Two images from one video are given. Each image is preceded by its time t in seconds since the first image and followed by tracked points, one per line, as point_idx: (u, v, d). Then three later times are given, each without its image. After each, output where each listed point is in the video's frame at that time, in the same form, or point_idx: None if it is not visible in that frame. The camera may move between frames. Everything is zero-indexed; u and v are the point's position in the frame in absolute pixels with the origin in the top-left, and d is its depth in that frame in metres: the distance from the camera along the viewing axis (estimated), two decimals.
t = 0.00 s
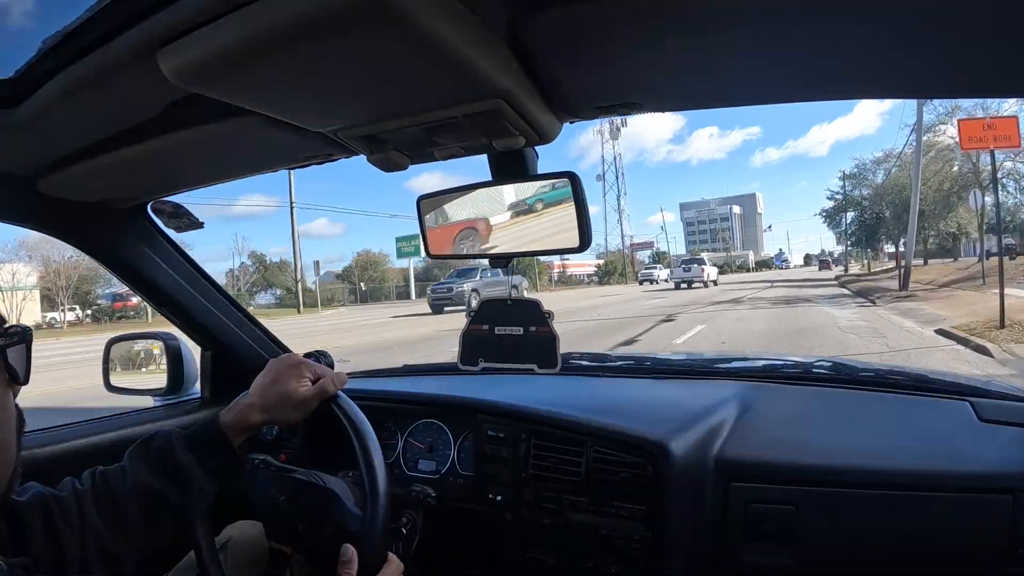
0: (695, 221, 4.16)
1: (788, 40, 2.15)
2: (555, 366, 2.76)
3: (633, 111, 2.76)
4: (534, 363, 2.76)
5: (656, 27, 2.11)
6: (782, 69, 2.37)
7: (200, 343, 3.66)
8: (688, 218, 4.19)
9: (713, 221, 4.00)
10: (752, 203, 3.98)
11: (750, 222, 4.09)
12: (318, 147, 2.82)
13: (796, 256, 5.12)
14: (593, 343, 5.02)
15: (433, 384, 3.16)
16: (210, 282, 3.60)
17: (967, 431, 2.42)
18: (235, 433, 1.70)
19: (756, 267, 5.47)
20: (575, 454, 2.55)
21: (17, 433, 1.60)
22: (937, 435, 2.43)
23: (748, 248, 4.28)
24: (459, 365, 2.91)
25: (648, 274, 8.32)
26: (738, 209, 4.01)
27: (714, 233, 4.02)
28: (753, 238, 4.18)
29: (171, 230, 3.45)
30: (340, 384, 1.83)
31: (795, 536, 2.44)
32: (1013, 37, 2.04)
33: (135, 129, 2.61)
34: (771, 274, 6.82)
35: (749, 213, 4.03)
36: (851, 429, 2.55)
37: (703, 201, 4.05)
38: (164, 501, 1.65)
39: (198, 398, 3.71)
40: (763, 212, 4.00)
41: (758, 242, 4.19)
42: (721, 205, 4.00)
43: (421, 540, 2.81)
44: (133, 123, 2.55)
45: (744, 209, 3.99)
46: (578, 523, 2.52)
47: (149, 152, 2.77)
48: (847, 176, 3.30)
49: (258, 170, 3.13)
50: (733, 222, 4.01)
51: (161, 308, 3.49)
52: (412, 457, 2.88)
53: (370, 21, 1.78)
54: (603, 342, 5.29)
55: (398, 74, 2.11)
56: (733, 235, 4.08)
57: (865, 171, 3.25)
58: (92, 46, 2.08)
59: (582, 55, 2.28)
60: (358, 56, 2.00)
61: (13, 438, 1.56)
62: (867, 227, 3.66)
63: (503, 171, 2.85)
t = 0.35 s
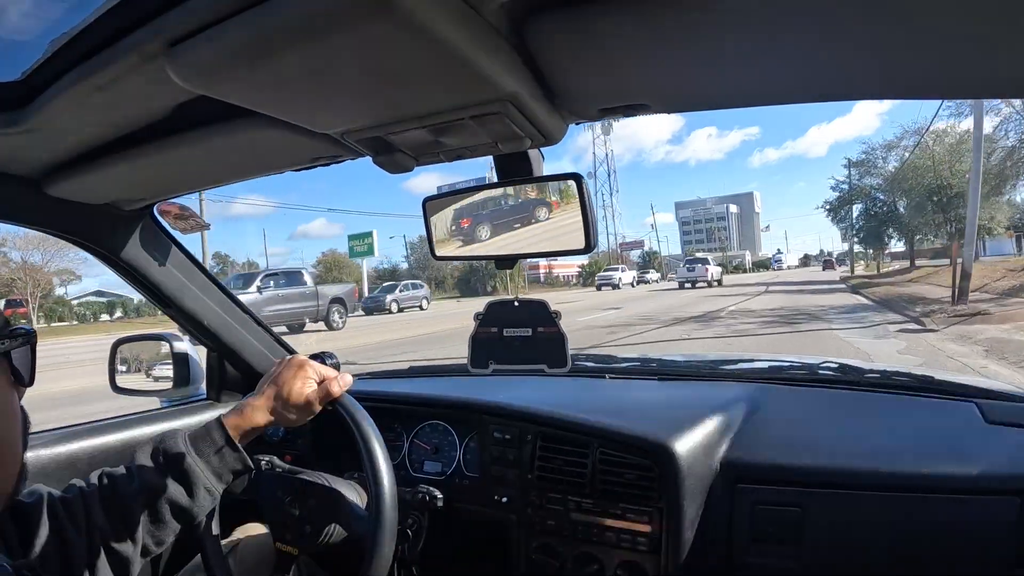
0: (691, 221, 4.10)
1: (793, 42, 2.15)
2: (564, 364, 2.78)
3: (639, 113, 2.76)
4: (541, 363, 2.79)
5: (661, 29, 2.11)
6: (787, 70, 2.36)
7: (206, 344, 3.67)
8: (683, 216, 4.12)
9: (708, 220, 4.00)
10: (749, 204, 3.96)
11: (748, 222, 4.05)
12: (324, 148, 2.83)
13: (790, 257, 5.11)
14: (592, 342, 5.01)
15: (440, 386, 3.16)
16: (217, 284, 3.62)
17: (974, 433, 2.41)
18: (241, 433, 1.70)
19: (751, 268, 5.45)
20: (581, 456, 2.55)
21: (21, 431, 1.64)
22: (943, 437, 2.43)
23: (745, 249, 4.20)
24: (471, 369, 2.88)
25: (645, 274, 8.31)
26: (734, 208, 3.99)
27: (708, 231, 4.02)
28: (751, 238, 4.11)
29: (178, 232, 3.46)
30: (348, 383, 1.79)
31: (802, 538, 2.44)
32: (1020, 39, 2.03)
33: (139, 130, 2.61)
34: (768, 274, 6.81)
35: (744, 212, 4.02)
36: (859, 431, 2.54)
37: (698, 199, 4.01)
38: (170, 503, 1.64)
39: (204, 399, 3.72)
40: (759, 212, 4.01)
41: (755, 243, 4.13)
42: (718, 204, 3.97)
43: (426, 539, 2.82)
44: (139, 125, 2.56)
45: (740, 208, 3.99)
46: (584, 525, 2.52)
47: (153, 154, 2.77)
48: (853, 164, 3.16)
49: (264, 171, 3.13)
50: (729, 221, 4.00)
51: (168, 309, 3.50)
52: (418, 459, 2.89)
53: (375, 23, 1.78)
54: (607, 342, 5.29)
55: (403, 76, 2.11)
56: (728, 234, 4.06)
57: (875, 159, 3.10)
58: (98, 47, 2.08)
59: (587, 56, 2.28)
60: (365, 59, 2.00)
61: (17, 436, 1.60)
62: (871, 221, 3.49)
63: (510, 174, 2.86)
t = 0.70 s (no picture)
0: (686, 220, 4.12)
1: (798, 40, 2.14)
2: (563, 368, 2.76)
3: (644, 111, 2.75)
4: (540, 364, 2.76)
5: (666, 27, 2.11)
6: (792, 69, 2.36)
7: (212, 343, 3.68)
8: (679, 215, 4.12)
9: (704, 219, 3.96)
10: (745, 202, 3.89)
11: (744, 220, 4.00)
12: (329, 147, 2.83)
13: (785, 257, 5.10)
14: (592, 341, 5.02)
15: (444, 384, 3.16)
16: (222, 282, 3.62)
17: (980, 432, 2.40)
18: (245, 433, 1.70)
19: (747, 267, 5.45)
20: (586, 456, 2.55)
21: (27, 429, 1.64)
22: (949, 437, 2.41)
23: (742, 248, 4.21)
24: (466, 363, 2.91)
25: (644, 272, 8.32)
26: (730, 207, 3.94)
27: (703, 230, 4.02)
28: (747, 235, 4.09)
29: (183, 230, 3.47)
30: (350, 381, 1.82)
31: (806, 538, 2.43)
32: None
33: (144, 129, 2.62)
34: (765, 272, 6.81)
35: (741, 212, 3.96)
36: (864, 431, 2.53)
37: (693, 199, 3.95)
38: (175, 502, 1.64)
39: (209, 397, 3.73)
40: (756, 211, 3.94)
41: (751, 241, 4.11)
42: (713, 202, 3.92)
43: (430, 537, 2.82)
44: (144, 124, 2.56)
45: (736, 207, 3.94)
46: (588, 525, 2.52)
47: (158, 153, 2.78)
48: (860, 148, 3.14)
49: (269, 170, 3.14)
50: (725, 220, 3.96)
51: (173, 308, 3.51)
52: (423, 458, 2.89)
53: (379, 21, 1.79)
54: (611, 341, 5.29)
55: (408, 74, 2.11)
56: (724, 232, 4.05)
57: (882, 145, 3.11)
58: (103, 47, 2.09)
59: (591, 55, 2.27)
60: (366, 56, 1.99)
61: (21, 434, 1.60)
62: (881, 214, 3.50)
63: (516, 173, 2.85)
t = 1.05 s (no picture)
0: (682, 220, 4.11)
1: (805, 40, 2.14)
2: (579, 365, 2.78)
3: (649, 111, 2.75)
4: (557, 361, 2.76)
5: (673, 27, 2.10)
6: (798, 68, 2.35)
7: (218, 342, 3.69)
8: (673, 215, 4.10)
9: (698, 217, 3.95)
10: (741, 201, 3.87)
11: (740, 219, 3.98)
12: (334, 147, 2.83)
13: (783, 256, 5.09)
14: (594, 341, 5.02)
15: (450, 384, 3.16)
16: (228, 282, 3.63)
17: (986, 432, 2.39)
18: (252, 432, 1.69)
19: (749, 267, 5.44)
20: (592, 455, 2.55)
21: (30, 433, 1.58)
22: (955, 437, 2.41)
23: (737, 248, 4.22)
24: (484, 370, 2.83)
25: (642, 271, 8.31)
26: (726, 206, 3.92)
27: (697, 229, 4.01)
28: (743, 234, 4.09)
29: (189, 230, 3.48)
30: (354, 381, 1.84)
31: (812, 538, 2.43)
32: None
33: (150, 130, 2.62)
34: (763, 271, 6.79)
35: (736, 210, 3.93)
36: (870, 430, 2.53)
37: (688, 198, 3.96)
38: (180, 503, 1.64)
39: (215, 397, 3.74)
40: (752, 211, 3.90)
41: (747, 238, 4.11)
42: (708, 202, 3.90)
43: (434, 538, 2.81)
44: (150, 124, 2.57)
45: (732, 206, 3.91)
46: (594, 524, 2.53)
47: (163, 153, 2.79)
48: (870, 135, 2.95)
49: (274, 170, 3.14)
50: (721, 219, 3.94)
51: (179, 307, 3.52)
52: (429, 458, 2.90)
53: (386, 21, 1.79)
54: (613, 340, 5.28)
55: (414, 74, 2.11)
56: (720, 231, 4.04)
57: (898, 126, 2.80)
58: (110, 47, 2.09)
59: (597, 54, 2.27)
60: (372, 56, 1.99)
61: (20, 439, 1.54)
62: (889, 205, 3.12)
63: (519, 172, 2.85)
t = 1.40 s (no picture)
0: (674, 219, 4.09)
1: (810, 39, 2.14)
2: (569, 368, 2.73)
3: (653, 110, 2.75)
4: (547, 364, 2.72)
5: (678, 26, 2.10)
6: (803, 67, 2.35)
7: (221, 342, 3.70)
8: (666, 213, 4.08)
9: (693, 216, 3.93)
10: (735, 199, 3.95)
11: (734, 217, 4.03)
12: (337, 147, 2.83)
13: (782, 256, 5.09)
14: (595, 340, 5.03)
15: (452, 383, 3.16)
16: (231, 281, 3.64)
17: (990, 432, 2.40)
18: (253, 431, 1.72)
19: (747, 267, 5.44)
20: (595, 454, 2.55)
21: (34, 427, 1.60)
22: (959, 436, 2.41)
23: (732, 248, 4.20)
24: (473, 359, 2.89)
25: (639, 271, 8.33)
26: (720, 204, 3.96)
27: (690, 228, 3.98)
28: (739, 235, 4.09)
29: (193, 229, 3.49)
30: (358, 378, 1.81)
31: (816, 538, 2.43)
32: None
33: (154, 129, 2.62)
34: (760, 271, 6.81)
35: (731, 208, 3.99)
36: (873, 430, 2.52)
37: (681, 197, 3.94)
38: (184, 502, 1.64)
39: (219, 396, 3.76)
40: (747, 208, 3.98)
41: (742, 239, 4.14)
42: (702, 201, 3.92)
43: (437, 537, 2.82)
44: (154, 124, 2.57)
45: (726, 204, 3.97)
46: (598, 524, 2.53)
47: (167, 152, 2.79)
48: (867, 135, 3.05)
49: (277, 170, 3.15)
50: (716, 217, 3.97)
51: (182, 307, 3.53)
52: (432, 457, 2.90)
53: (392, 19, 1.78)
54: (612, 340, 5.29)
55: (419, 73, 2.11)
56: (715, 231, 4.04)
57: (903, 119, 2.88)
58: (114, 46, 2.09)
59: (602, 54, 2.27)
60: (379, 55, 1.99)
61: (24, 433, 1.55)
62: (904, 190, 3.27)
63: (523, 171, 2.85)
